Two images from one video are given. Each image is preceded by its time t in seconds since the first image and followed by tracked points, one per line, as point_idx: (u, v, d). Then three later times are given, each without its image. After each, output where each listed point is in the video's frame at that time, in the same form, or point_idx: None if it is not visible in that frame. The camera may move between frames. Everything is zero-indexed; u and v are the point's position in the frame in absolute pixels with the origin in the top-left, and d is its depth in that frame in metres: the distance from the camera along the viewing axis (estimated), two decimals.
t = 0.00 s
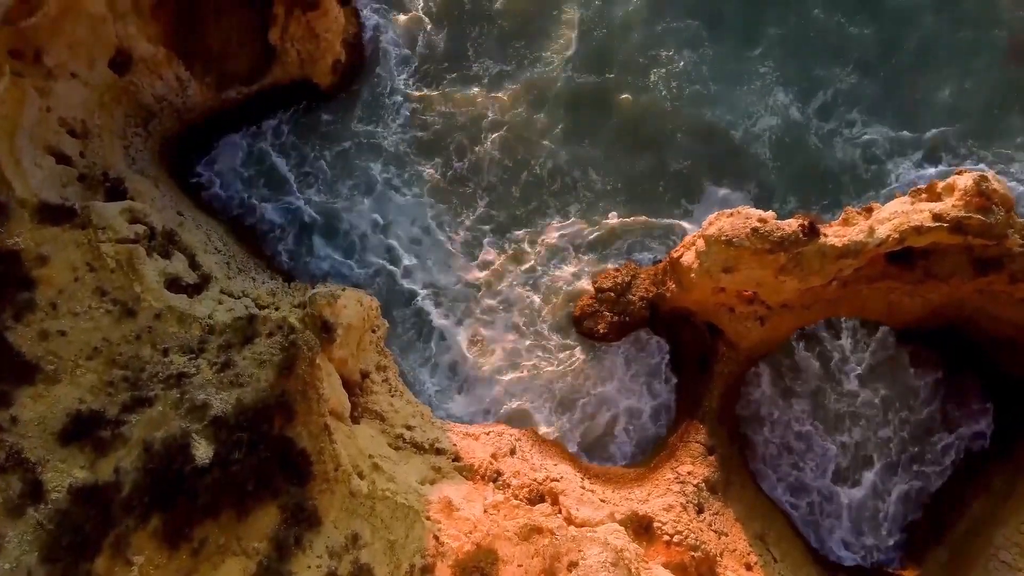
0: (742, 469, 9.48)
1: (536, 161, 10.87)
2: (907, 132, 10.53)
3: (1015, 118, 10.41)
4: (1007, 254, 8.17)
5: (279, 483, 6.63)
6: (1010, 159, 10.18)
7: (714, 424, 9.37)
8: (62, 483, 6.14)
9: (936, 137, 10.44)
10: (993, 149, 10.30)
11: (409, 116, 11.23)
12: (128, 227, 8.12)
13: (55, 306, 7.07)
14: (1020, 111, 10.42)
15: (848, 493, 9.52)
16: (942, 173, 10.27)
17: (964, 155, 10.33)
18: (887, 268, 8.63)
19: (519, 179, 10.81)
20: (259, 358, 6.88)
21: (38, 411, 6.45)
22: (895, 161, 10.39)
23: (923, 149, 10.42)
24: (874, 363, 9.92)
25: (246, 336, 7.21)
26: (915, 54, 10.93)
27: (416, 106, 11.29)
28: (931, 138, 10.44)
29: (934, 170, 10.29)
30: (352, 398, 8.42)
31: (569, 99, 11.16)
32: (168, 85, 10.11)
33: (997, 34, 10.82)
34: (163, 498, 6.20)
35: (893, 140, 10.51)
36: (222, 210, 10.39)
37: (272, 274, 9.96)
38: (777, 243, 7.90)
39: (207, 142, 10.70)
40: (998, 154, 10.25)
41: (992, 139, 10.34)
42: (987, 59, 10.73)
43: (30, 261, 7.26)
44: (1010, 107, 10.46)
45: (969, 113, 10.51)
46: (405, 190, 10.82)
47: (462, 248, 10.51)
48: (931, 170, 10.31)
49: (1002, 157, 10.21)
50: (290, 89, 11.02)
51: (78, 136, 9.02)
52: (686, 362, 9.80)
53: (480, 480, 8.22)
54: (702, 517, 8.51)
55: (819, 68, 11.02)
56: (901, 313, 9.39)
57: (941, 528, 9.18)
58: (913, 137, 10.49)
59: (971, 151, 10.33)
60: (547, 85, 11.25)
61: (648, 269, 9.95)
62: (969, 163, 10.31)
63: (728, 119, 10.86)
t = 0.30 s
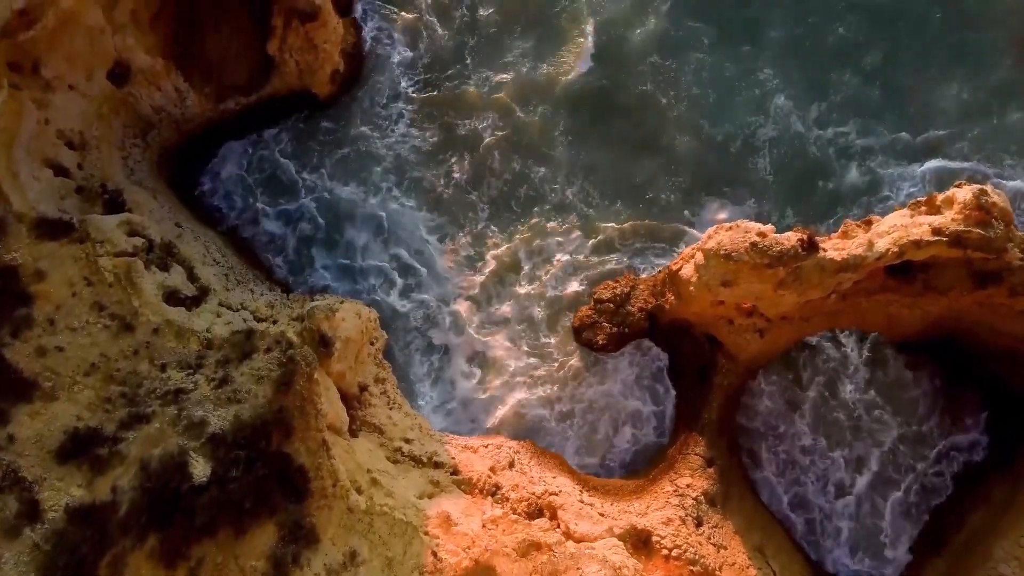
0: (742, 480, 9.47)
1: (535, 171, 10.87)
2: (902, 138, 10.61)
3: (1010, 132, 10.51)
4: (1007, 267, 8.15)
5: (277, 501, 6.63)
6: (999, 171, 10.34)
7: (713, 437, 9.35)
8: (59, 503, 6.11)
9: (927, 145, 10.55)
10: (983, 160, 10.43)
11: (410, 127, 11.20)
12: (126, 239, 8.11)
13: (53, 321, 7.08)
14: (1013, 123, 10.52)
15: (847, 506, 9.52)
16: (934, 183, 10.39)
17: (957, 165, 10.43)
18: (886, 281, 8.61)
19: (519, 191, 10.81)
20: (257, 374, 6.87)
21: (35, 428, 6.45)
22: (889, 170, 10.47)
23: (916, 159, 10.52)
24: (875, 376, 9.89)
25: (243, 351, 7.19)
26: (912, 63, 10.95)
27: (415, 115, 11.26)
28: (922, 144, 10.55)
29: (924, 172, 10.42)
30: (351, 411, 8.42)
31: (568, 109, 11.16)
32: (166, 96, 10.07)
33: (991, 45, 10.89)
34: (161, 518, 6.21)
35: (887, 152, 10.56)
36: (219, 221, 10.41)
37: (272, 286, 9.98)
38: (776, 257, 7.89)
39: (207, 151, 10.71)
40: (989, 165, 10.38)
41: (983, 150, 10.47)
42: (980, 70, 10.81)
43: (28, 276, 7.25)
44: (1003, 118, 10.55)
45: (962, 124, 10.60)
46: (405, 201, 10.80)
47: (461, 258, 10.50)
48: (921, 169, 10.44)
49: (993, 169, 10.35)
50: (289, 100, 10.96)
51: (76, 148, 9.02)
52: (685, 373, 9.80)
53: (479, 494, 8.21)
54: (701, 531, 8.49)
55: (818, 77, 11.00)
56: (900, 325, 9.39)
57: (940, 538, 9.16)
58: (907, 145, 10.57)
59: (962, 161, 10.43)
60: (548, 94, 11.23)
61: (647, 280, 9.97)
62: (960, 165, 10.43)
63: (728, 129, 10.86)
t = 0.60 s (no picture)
0: (742, 490, 9.45)
1: (535, 182, 10.85)
2: (900, 150, 10.64)
3: (1009, 141, 10.55)
4: (1008, 279, 8.14)
5: (276, 516, 6.62)
6: (992, 180, 10.44)
7: (714, 447, 9.33)
8: (57, 519, 6.16)
9: (926, 157, 10.58)
10: (980, 170, 10.48)
11: (411, 135, 11.12)
12: (125, 250, 8.07)
13: (52, 335, 7.10)
14: (1010, 133, 10.57)
15: (846, 517, 9.54)
16: (932, 194, 10.44)
17: (953, 175, 10.48)
18: (887, 292, 8.59)
19: (519, 201, 10.79)
20: (257, 389, 6.85)
21: (33, 444, 6.50)
22: (887, 181, 10.50)
23: (916, 170, 10.53)
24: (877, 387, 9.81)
25: (243, 364, 7.16)
26: (911, 72, 10.96)
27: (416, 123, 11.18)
28: (921, 156, 10.58)
29: (911, 165, 10.55)
30: (351, 423, 8.40)
31: (568, 118, 11.13)
32: (166, 105, 10.03)
33: (988, 54, 10.93)
34: (162, 533, 6.24)
35: (886, 164, 10.60)
36: (221, 231, 10.39)
37: (272, 296, 9.96)
38: (777, 270, 7.87)
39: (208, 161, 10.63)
40: (983, 174, 10.45)
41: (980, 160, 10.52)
42: (977, 79, 10.85)
43: (27, 289, 7.24)
44: (1001, 128, 10.59)
45: (960, 134, 10.64)
46: (405, 210, 10.77)
47: (461, 268, 10.48)
48: (909, 162, 10.58)
49: (985, 178, 10.45)
50: (288, 108, 10.90)
51: (75, 158, 9.00)
52: (685, 383, 9.79)
53: (479, 506, 8.20)
54: (702, 543, 8.47)
55: (818, 86, 11.00)
56: (902, 336, 9.36)
57: (942, 552, 9.15)
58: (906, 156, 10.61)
59: (958, 169, 10.49)
60: (549, 103, 11.21)
61: (647, 290, 9.99)
62: (950, 164, 10.52)
63: (727, 139, 10.88)
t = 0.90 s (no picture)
0: (742, 501, 9.43)
1: (536, 190, 10.83)
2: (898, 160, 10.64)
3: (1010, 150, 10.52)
4: (1010, 290, 8.13)
5: (276, 531, 6.63)
6: (991, 187, 10.43)
7: (714, 458, 9.31)
8: (56, 534, 6.21)
9: (927, 166, 10.56)
10: (979, 178, 10.46)
11: (411, 144, 11.07)
12: (125, 261, 8.06)
13: (52, 348, 7.09)
14: (1011, 140, 10.54)
15: (847, 527, 9.53)
16: (931, 202, 10.47)
17: (951, 184, 10.48)
18: (889, 302, 8.58)
19: (520, 210, 10.76)
20: (257, 402, 6.85)
21: (33, 459, 6.52)
22: (885, 190, 10.54)
23: (916, 179, 10.54)
24: (879, 397, 9.76)
25: (244, 378, 7.16)
26: (912, 80, 10.95)
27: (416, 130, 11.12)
28: (921, 164, 10.57)
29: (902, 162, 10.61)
30: (351, 434, 8.39)
31: (569, 126, 11.10)
32: (166, 114, 10.00)
33: (987, 60, 10.91)
34: (162, 549, 6.26)
35: (887, 173, 10.61)
36: (221, 240, 10.37)
37: (272, 306, 9.94)
38: (778, 282, 7.86)
39: (208, 170, 10.61)
40: (983, 182, 10.44)
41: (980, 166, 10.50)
42: (977, 85, 10.82)
43: (27, 302, 7.24)
44: (1003, 136, 10.58)
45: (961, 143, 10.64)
46: (405, 219, 10.75)
47: (462, 277, 10.47)
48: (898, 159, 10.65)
49: (983, 185, 10.44)
50: (289, 116, 10.86)
51: (75, 168, 9.00)
52: (687, 393, 9.78)
53: (480, 517, 8.19)
54: (702, 554, 8.48)
55: (818, 93, 10.99)
56: (904, 346, 9.32)
57: (943, 562, 9.16)
58: (907, 166, 10.59)
59: (956, 177, 10.48)
60: (551, 113, 11.17)
61: (648, 299, 10.00)
62: (943, 170, 10.51)
63: (727, 146, 10.87)
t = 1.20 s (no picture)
0: (743, 511, 9.41)
1: (536, 198, 10.80)
2: (891, 167, 10.64)
3: (1009, 160, 10.56)
4: (1012, 302, 8.12)
5: (276, 545, 6.61)
6: (989, 193, 10.49)
7: (715, 468, 9.28)
8: (56, 549, 6.24)
9: (923, 174, 10.59)
10: (976, 185, 10.52)
11: (413, 151, 11.03)
12: (125, 272, 8.06)
13: (51, 361, 7.07)
14: (1009, 147, 10.60)
15: (849, 538, 9.50)
16: (930, 211, 10.50)
17: (947, 191, 10.53)
18: (891, 313, 8.56)
19: (521, 218, 10.72)
20: (257, 415, 6.85)
21: (32, 474, 6.52)
22: (880, 198, 10.56)
23: (915, 188, 10.56)
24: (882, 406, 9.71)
25: (244, 391, 7.14)
26: (913, 87, 10.93)
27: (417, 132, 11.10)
28: (917, 172, 10.59)
29: (898, 155, 10.66)
30: (351, 445, 8.38)
31: (570, 133, 11.08)
32: (166, 123, 9.99)
33: (985, 67, 10.90)
34: (162, 564, 6.23)
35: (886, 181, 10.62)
36: (221, 249, 10.37)
37: (272, 315, 9.91)
38: (780, 294, 7.84)
39: (208, 179, 10.61)
40: (981, 189, 10.49)
41: (978, 173, 10.56)
42: (977, 92, 10.81)
43: (26, 315, 7.22)
44: (1002, 145, 10.60)
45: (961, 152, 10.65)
46: (406, 228, 10.72)
47: (462, 285, 10.44)
48: (893, 159, 10.68)
49: (982, 190, 10.50)
50: (290, 125, 10.85)
51: (75, 178, 8.98)
52: (687, 402, 9.79)
53: (480, 529, 8.19)
54: (704, 565, 8.45)
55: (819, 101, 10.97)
56: (906, 356, 9.28)
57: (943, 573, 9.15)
58: (904, 174, 10.60)
59: (953, 184, 10.54)
60: (552, 120, 11.15)
61: (648, 308, 10.01)
62: (937, 177, 10.56)
63: (728, 153, 10.87)
